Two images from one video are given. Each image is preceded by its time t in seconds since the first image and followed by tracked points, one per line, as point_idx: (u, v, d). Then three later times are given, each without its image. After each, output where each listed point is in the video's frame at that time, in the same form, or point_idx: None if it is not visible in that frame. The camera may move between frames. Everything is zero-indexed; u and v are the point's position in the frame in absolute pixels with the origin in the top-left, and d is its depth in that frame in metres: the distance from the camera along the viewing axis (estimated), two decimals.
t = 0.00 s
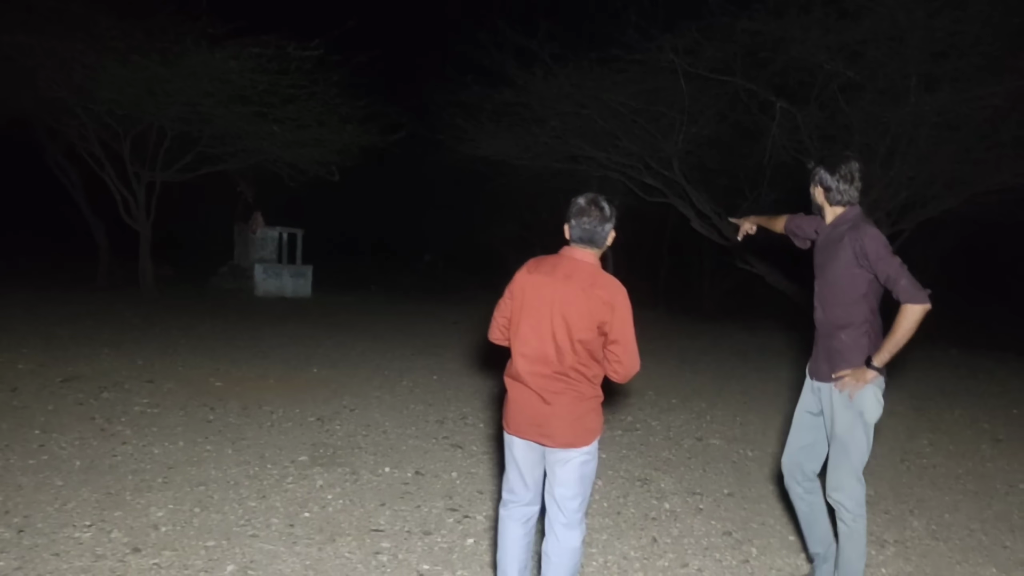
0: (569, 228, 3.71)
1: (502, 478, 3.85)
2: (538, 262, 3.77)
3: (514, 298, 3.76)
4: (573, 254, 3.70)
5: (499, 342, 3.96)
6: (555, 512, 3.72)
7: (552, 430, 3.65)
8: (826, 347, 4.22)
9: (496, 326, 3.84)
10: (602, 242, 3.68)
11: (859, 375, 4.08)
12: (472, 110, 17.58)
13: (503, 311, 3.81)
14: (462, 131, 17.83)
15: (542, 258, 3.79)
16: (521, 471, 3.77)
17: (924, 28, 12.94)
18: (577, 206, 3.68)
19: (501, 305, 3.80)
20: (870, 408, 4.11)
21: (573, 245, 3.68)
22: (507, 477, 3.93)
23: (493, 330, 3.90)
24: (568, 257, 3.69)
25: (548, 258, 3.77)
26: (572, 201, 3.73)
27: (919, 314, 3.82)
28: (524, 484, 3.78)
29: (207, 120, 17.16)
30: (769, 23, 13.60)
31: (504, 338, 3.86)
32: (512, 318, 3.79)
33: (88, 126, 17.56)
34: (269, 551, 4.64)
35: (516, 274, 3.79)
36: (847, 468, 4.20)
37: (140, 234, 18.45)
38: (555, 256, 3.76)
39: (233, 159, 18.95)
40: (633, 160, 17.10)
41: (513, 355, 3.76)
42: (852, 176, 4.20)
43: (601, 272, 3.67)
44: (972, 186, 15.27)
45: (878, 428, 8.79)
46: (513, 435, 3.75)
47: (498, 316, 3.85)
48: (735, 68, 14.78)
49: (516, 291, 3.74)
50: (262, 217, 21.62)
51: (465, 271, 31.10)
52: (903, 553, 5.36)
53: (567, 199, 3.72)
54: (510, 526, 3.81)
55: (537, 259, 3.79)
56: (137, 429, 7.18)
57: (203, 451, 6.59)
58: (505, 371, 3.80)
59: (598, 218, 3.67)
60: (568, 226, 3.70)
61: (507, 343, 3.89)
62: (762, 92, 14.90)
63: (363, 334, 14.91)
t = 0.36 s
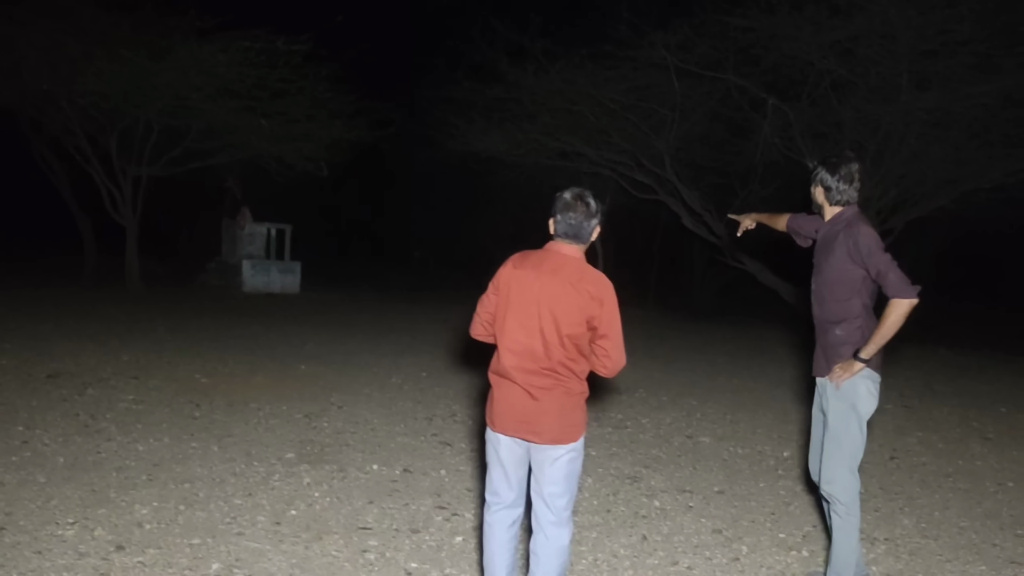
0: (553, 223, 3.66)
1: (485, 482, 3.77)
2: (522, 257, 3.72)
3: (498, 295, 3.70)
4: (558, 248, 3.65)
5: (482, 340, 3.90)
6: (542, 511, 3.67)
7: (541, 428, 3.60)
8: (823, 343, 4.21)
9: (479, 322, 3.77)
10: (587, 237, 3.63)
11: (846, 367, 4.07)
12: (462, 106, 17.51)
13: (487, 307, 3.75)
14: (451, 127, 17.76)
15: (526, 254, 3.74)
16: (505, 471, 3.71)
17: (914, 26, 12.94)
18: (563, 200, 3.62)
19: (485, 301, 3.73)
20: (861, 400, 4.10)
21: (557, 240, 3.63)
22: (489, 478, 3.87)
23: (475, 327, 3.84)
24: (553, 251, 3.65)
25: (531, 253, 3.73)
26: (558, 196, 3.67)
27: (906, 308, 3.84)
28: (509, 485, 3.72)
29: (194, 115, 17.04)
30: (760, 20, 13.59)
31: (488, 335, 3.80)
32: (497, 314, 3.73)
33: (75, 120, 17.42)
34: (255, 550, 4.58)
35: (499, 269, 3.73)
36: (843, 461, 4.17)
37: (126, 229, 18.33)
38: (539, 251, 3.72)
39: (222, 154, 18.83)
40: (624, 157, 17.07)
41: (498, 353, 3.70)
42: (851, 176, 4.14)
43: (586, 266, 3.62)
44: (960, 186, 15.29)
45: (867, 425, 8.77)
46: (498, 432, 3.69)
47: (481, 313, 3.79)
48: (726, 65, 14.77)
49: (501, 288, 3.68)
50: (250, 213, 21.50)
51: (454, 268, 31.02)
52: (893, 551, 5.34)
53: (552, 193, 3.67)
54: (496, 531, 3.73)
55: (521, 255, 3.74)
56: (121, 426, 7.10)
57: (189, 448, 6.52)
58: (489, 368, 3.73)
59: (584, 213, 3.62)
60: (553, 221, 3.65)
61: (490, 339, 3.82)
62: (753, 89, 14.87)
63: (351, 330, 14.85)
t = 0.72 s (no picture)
0: (530, 220, 3.67)
1: (474, 480, 3.78)
2: (503, 256, 3.72)
3: (481, 294, 3.70)
4: (538, 246, 3.65)
5: (467, 341, 3.90)
6: (531, 505, 3.67)
7: (530, 424, 3.60)
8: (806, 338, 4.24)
9: (464, 324, 3.77)
10: (563, 233, 3.64)
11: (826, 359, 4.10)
12: (453, 102, 17.50)
13: (471, 308, 3.75)
14: (443, 123, 17.74)
15: (507, 252, 3.74)
16: (495, 470, 3.70)
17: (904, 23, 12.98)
18: (536, 197, 3.63)
19: (467, 302, 3.74)
20: (839, 392, 4.12)
21: (535, 238, 3.64)
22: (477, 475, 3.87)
23: (458, 329, 3.84)
24: (532, 249, 3.65)
25: (512, 252, 3.73)
26: (533, 192, 3.68)
27: (882, 302, 3.88)
28: (499, 484, 3.71)
29: (185, 110, 16.99)
30: (751, 17, 13.61)
31: (473, 336, 3.80)
32: (481, 314, 3.73)
33: (65, 116, 17.34)
34: (245, 547, 4.57)
35: (480, 269, 3.73)
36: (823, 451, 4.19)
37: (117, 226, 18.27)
38: (519, 249, 3.72)
39: (212, 150, 18.78)
40: (615, 154, 17.07)
41: (483, 352, 3.70)
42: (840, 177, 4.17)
43: (568, 262, 3.63)
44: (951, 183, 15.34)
45: (857, 422, 8.80)
46: (487, 431, 3.68)
47: (465, 314, 3.79)
48: (717, 62, 14.78)
49: (484, 288, 3.68)
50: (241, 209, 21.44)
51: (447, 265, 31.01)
52: (882, 547, 5.36)
53: (526, 191, 3.67)
54: (486, 528, 3.74)
55: (502, 254, 3.74)
56: (110, 422, 7.09)
57: (178, 445, 6.50)
58: (476, 368, 3.74)
59: (559, 208, 3.62)
60: (528, 218, 3.66)
61: (475, 339, 3.83)
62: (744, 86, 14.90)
63: (343, 327, 14.84)
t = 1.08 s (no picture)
0: (511, 218, 3.69)
1: (463, 476, 3.80)
2: (487, 255, 3.75)
3: (467, 293, 3.73)
4: (521, 243, 3.67)
5: (455, 339, 3.92)
6: (520, 498, 3.70)
7: (519, 419, 3.62)
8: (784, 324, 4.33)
9: (452, 323, 3.81)
10: (545, 229, 3.66)
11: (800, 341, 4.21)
12: (447, 101, 17.51)
13: (458, 308, 3.78)
14: (437, 122, 17.75)
15: (491, 250, 3.77)
16: (484, 466, 3.73)
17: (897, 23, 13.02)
18: (516, 195, 3.66)
19: (454, 301, 3.76)
20: (813, 376, 4.23)
21: (518, 235, 3.66)
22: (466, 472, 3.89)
23: (447, 327, 3.87)
24: (516, 247, 3.68)
25: (496, 250, 3.76)
26: (513, 191, 3.71)
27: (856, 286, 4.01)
28: (489, 479, 3.74)
29: (179, 108, 16.98)
30: (744, 17, 13.65)
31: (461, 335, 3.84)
32: (468, 312, 3.75)
33: (59, 114, 17.33)
34: (237, 543, 4.59)
35: (465, 270, 3.76)
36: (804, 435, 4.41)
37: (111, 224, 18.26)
38: (503, 247, 3.74)
39: (206, 148, 18.76)
40: (609, 152, 17.09)
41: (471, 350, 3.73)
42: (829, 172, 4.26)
43: (551, 259, 3.65)
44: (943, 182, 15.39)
45: (848, 420, 8.84)
46: (476, 427, 3.70)
47: (452, 312, 3.82)
48: (711, 61, 14.82)
49: (470, 287, 3.70)
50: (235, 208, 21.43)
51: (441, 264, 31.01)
52: (872, 543, 5.39)
53: (506, 189, 3.70)
54: (476, 524, 3.76)
55: (487, 252, 3.76)
56: (103, 420, 7.09)
57: (172, 442, 6.52)
58: (464, 366, 3.76)
59: (540, 206, 3.64)
60: (510, 216, 3.69)
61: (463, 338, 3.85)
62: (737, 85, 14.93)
63: (337, 325, 14.86)
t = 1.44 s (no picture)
0: (491, 210, 3.71)
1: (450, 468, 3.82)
2: (469, 246, 3.77)
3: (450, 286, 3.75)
4: (502, 235, 3.70)
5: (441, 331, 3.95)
6: (506, 487, 3.72)
7: (504, 409, 3.64)
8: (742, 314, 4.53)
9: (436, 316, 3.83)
10: (525, 219, 3.67)
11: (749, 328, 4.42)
12: (440, 93, 17.50)
13: (441, 301, 3.80)
14: (430, 114, 17.74)
15: (472, 243, 3.79)
16: (471, 456, 3.75)
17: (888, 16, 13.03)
18: (494, 186, 3.67)
19: (438, 295, 3.79)
20: (767, 365, 4.42)
21: (498, 227, 3.68)
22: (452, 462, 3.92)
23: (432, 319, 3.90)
24: (497, 237, 3.70)
25: (478, 241, 3.78)
26: (492, 182, 3.72)
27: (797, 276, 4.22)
28: (476, 469, 3.76)
29: (171, 100, 16.96)
30: (737, 10, 13.66)
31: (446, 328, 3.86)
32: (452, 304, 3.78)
33: (51, 105, 17.29)
34: (228, 532, 4.61)
35: (447, 263, 3.77)
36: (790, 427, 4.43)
37: (103, 215, 18.27)
38: (484, 238, 3.76)
39: (199, 140, 18.77)
40: (602, 145, 17.10)
41: (456, 342, 3.76)
42: (792, 170, 4.43)
43: (533, 249, 3.68)
44: (935, 176, 15.43)
45: (838, 411, 8.90)
46: (462, 418, 3.73)
47: (438, 305, 3.84)
48: (703, 54, 14.85)
49: (454, 279, 3.73)
50: (227, 200, 21.41)
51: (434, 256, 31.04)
52: (859, 532, 5.43)
53: (485, 180, 3.71)
54: (464, 514, 3.79)
55: (468, 244, 3.78)
56: (94, 410, 7.11)
57: (163, 433, 6.53)
58: (451, 358, 3.78)
59: (518, 196, 3.65)
60: (490, 208, 3.70)
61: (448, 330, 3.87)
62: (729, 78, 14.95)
63: (329, 317, 14.89)
